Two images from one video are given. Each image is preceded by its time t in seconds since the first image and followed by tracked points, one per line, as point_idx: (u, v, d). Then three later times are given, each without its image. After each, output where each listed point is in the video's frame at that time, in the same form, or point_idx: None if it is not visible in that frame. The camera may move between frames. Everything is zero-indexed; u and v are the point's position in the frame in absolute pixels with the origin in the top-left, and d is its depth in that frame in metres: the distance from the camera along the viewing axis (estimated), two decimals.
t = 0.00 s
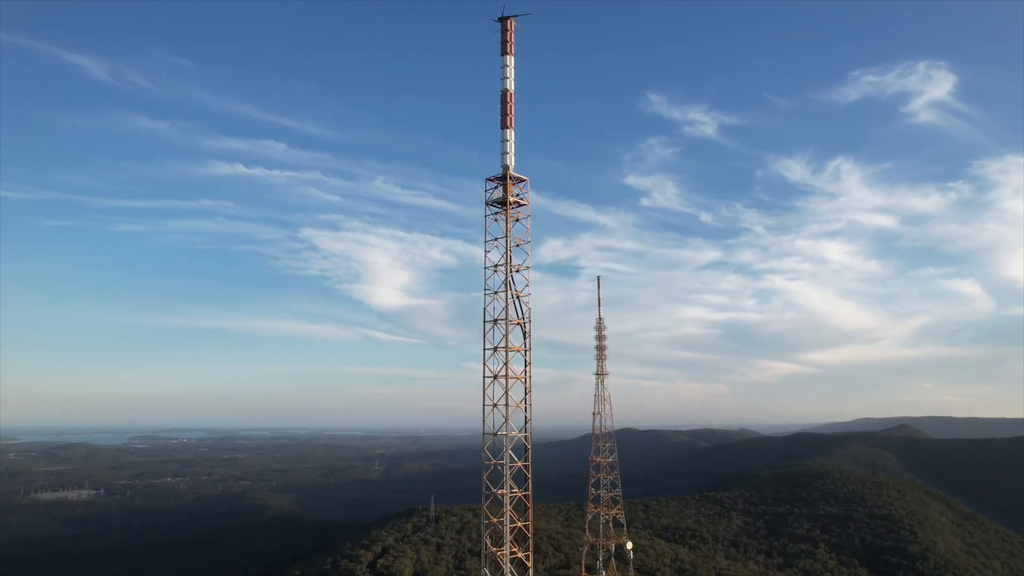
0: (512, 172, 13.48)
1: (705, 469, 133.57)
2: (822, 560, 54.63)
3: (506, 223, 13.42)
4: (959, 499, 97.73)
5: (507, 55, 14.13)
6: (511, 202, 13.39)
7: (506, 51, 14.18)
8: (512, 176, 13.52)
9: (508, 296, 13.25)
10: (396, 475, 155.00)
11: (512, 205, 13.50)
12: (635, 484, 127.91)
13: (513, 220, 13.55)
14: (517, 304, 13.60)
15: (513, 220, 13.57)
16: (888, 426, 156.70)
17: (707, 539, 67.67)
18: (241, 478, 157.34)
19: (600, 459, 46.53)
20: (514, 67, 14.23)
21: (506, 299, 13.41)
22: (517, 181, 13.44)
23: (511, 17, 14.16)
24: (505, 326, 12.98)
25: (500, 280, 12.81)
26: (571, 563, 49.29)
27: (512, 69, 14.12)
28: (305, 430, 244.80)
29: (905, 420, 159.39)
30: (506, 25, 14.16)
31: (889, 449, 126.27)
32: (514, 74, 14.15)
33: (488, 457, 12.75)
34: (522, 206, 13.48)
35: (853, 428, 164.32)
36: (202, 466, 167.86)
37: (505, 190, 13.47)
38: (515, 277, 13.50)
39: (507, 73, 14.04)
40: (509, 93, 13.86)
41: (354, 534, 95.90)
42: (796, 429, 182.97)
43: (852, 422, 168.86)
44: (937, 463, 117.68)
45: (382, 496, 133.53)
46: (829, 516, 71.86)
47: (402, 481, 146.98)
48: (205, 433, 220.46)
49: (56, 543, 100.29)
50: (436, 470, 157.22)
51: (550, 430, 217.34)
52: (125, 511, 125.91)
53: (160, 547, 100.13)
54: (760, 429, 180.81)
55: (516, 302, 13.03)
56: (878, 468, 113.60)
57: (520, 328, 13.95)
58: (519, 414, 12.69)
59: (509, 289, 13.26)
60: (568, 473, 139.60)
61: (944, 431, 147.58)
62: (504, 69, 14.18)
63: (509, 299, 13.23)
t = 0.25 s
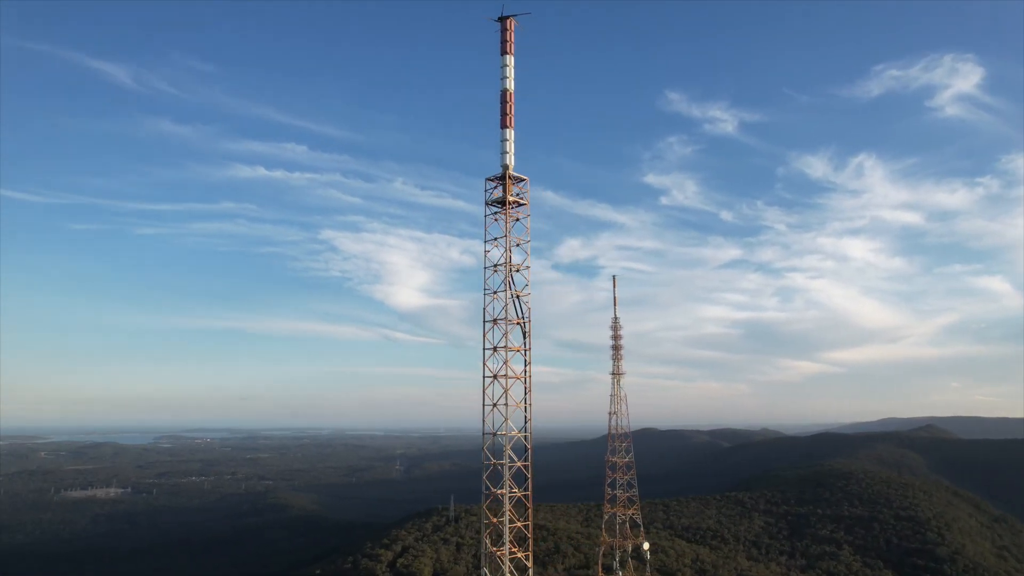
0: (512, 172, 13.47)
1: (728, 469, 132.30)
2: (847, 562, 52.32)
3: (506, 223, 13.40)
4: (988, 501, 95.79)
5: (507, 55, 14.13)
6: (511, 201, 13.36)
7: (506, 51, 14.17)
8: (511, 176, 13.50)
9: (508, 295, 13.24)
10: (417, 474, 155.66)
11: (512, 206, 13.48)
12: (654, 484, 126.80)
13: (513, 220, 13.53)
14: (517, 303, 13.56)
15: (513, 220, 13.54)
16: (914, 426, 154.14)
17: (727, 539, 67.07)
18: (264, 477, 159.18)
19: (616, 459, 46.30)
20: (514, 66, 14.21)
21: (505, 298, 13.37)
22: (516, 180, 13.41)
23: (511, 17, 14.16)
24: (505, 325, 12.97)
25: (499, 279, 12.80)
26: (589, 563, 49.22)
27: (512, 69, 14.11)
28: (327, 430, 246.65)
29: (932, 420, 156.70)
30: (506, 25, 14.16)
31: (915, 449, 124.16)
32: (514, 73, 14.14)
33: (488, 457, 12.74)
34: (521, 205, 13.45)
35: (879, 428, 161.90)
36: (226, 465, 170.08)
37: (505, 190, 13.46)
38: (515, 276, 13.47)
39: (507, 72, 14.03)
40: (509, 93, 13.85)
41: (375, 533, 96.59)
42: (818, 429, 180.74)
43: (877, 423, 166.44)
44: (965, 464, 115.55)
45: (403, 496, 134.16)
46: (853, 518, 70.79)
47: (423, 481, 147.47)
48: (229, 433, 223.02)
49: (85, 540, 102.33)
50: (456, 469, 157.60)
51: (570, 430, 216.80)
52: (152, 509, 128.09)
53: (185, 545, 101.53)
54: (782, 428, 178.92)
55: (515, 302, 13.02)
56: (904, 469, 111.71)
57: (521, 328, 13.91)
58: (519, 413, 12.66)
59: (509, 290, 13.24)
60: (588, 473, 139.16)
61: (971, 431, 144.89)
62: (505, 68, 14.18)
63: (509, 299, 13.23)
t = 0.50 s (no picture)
0: (512, 171, 13.45)
1: (754, 469, 130.78)
2: (875, 564, 50.19)
3: (505, 223, 13.37)
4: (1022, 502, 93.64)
5: (507, 54, 14.11)
6: (509, 201, 13.34)
7: (506, 50, 14.14)
8: (510, 175, 13.50)
9: (506, 295, 13.23)
10: (441, 474, 156.26)
11: (511, 205, 13.47)
12: (678, 484, 126.03)
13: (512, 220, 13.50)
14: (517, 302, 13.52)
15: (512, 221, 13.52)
16: (945, 426, 151.27)
17: (752, 540, 66.36)
18: (289, 477, 160.93)
19: (635, 459, 46.03)
20: (513, 65, 14.19)
21: (507, 298, 13.33)
22: (515, 180, 13.39)
23: (510, 15, 14.14)
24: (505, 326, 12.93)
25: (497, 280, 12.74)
26: (612, 563, 49.03)
27: (512, 67, 14.08)
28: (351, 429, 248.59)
29: (963, 420, 153.70)
30: (505, 24, 14.14)
31: (946, 449, 121.78)
32: (514, 73, 14.11)
33: (488, 457, 12.72)
34: (520, 205, 13.42)
35: (908, 428, 159.18)
36: (252, 464, 172.27)
37: (504, 190, 13.44)
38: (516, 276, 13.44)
39: (507, 71, 14.00)
40: (508, 92, 13.81)
41: (398, 533, 97.16)
42: (846, 429, 177.86)
43: (906, 423, 163.64)
44: (997, 465, 113.10)
45: (426, 495, 134.53)
46: (882, 519, 69.52)
47: (446, 481, 147.63)
48: (255, 433, 225.74)
49: (116, 538, 104.39)
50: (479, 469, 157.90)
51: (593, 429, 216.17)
52: (180, 507, 130.25)
53: (213, 543, 102.88)
54: (809, 428, 176.32)
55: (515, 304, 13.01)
56: (935, 470, 109.55)
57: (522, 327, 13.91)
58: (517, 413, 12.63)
59: (509, 289, 13.21)
60: (612, 473, 138.50)
61: (1004, 431, 141.68)
62: (504, 68, 14.16)
63: (508, 299, 13.21)
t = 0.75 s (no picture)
0: (511, 171, 13.42)
1: (777, 469, 129.23)
2: (900, 567, 48.48)
3: (503, 224, 13.36)
4: None
5: (506, 54, 14.08)
6: (507, 201, 13.32)
7: (506, 50, 14.13)
8: (510, 175, 13.47)
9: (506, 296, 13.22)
10: (461, 473, 156.62)
11: (510, 206, 13.44)
12: (700, 484, 125.04)
13: (511, 220, 13.48)
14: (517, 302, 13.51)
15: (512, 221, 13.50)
16: (973, 426, 148.49)
17: (774, 541, 65.64)
18: (312, 476, 162.56)
19: (651, 459, 45.76)
20: (513, 65, 14.15)
21: (506, 300, 13.32)
22: (514, 179, 13.36)
23: (509, 15, 14.12)
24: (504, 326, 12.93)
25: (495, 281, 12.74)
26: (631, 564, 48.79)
27: (511, 67, 14.06)
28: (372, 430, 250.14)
29: (992, 420, 150.81)
30: (505, 24, 14.13)
31: (974, 449, 119.44)
32: (513, 72, 14.09)
33: (487, 458, 12.72)
34: (519, 206, 13.38)
35: (935, 428, 156.54)
36: (275, 463, 174.23)
37: (503, 190, 13.41)
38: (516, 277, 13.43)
39: (506, 71, 13.98)
40: (507, 92, 13.79)
41: (418, 532, 97.79)
42: (870, 429, 175.42)
43: (933, 423, 160.96)
44: None
45: (447, 495, 134.88)
46: (908, 521, 68.34)
47: (467, 481, 147.68)
48: (277, 433, 228.06)
49: (144, 535, 106.29)
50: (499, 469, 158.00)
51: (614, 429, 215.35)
52: (206, 506, 132.22)
53: (236, 541, 104.04)
54: (832, 428, 174.16)
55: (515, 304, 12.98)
56: (963, 471, 107.52)
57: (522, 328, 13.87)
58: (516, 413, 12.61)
59: (507, 290, 13.17)
60: (632, 473, 137.82)
61: None
62: (504, 68, 14.15)
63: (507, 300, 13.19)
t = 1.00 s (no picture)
0: (510, 170, 13.40)
1: (803, 470, 127.43)
2: (931, 570, 47.08)
3: (502, 224, 13.36)
4: None
5: (506, 53, 14.08)
6: (506, 201, 13.30)
7: (505, 50, 14.12)
8: (510, 175, 13.46)
9: (505, 295, 13.21)
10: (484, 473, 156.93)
11: (508, 206, 13.43)
12: (725, 485, 123.80)
13: (510, 221, 13.47)
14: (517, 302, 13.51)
15: (511, 221, 13.48)
16: (1007, 426, 145.15)
17: (800, 543, 64.72)
18: (336, 476, 164.08)
19: (670, 460, 45.39)
20: (512, 64, 14.15)
21: (507, 300, 13.30)
22: (513, 179, 13.33)
23: (509, 15, 14.11)
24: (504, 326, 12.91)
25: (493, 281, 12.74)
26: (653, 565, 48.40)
27: (510, 67, 14.06)
28: (396, 429, 251.80)
29: None
30: (505, 23, 14.11)
31: (1008, 450, 116.64)
32: (512, 72, 14.08)
33: (486, 459, 12.69)
34: (518, 206, 13.37)
35: (967, 428, 153.30)
36: (301, 463, 176.15)
37: (502, 190, 13.40)
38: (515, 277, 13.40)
39: (505, 71, 13.99)
40: (507, 91, 13.78)
41: (441, 531, 98.16)
42: (899, 429, 172.32)
43: (965, 423, 157.70)
44: None
45: (470, 494, 135.19)
46: (939, 524, 66.87)
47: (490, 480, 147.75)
48: (303, 433, 230.51)
49: (173, 532, 108.19)
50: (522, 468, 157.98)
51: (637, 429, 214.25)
52: (233, 504, 134.10)
53: (262, 540, 105.39)
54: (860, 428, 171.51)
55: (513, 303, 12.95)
56: (996, 472, 105.05)
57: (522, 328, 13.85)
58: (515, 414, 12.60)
59: (506, 291, 13.15)
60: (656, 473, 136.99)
61: None
62: (503, 68, 14.15)
63: (506, 299, 13.17)
